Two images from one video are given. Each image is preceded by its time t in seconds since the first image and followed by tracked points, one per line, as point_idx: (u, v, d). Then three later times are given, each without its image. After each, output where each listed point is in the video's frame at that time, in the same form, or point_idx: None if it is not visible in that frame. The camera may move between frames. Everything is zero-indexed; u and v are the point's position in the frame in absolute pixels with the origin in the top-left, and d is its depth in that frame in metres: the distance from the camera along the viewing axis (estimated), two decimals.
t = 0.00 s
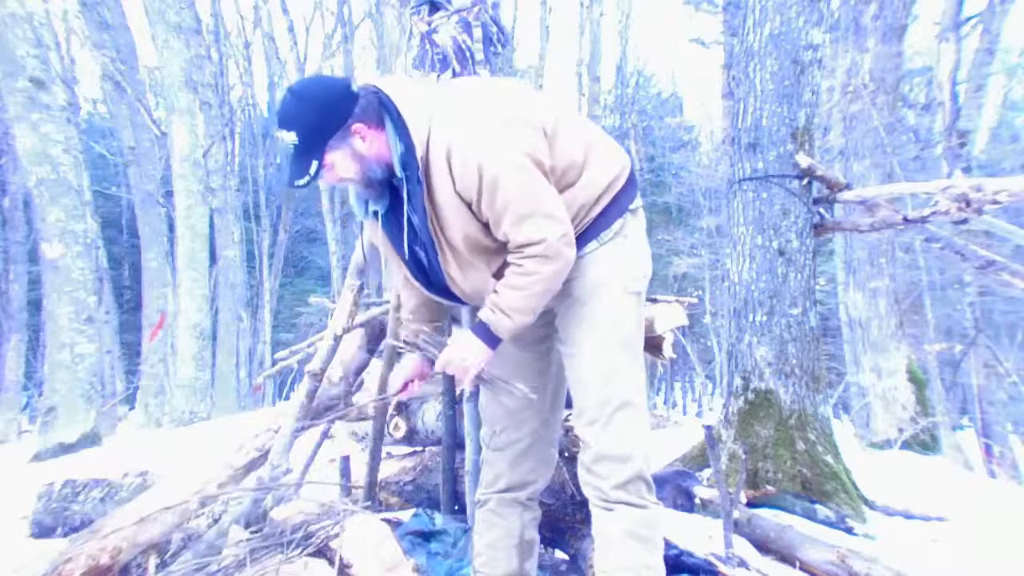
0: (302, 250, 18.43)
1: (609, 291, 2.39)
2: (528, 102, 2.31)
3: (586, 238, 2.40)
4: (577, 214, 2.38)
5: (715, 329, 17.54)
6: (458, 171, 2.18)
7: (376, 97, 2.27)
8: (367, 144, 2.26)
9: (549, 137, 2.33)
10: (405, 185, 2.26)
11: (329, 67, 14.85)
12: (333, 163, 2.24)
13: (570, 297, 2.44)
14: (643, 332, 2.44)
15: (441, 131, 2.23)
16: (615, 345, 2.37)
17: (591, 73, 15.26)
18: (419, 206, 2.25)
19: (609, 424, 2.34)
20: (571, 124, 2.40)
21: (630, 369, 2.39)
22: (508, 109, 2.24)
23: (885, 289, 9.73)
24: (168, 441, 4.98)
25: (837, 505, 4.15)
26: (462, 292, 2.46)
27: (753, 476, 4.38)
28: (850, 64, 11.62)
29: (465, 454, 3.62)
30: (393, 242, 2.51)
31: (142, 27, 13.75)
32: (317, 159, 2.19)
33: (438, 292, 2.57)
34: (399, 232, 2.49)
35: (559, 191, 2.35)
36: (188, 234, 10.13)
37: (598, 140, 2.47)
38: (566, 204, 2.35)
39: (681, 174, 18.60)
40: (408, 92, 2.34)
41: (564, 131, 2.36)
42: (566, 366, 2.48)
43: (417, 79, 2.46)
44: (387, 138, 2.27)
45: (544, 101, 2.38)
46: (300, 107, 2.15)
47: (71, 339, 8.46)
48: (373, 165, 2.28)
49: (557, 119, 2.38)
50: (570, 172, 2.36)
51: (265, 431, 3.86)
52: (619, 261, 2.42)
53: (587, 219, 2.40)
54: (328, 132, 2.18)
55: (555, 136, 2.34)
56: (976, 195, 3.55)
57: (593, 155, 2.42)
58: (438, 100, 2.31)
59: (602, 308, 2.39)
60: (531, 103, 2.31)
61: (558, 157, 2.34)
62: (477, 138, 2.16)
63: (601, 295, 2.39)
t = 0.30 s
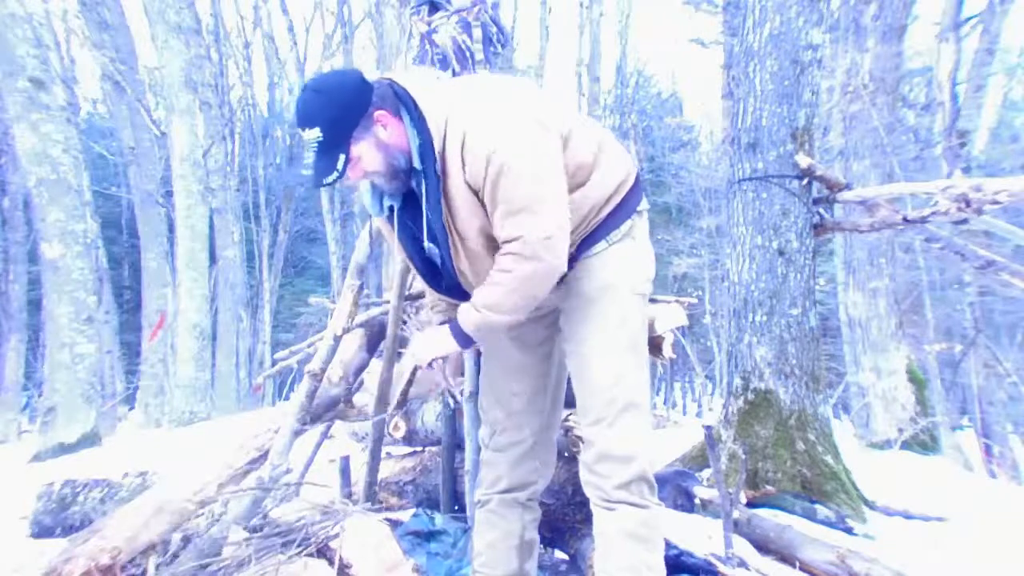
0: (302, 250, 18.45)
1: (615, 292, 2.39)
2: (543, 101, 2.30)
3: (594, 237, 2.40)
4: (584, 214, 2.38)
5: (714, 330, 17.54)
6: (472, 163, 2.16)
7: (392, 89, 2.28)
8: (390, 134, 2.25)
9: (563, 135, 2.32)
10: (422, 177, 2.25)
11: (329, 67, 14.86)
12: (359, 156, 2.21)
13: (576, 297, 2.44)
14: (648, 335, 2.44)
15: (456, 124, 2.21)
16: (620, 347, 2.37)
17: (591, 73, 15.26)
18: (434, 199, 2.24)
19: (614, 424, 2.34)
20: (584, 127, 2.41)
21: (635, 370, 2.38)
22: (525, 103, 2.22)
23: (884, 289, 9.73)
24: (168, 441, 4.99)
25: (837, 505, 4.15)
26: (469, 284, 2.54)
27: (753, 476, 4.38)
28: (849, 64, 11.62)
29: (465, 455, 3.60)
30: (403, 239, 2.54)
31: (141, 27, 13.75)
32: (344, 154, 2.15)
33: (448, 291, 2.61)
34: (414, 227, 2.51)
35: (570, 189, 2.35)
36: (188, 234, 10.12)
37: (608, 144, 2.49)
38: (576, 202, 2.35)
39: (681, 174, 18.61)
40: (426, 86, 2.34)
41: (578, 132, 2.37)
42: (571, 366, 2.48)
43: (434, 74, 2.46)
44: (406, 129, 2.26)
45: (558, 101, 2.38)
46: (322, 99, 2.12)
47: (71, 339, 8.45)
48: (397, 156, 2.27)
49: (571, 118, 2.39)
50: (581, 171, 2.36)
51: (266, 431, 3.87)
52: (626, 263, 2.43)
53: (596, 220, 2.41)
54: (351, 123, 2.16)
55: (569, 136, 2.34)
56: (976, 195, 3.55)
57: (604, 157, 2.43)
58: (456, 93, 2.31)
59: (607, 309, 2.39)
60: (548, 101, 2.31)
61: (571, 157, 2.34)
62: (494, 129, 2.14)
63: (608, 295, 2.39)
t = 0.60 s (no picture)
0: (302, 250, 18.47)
1: (619, 292, 2.39)
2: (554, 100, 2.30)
3: (601, 237, 2.41)
4: (588, 215, 2.38)
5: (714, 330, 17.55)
6: (479, 162, 2.16)
7: (408, 84, 2.28)
8: (405, 130, 2.24)
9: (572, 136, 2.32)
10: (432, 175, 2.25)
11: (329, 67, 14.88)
12: (372, 153, 2.22)
13: (580, 297, 2.44)
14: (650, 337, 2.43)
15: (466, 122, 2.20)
16: (624, 348, 2.37)
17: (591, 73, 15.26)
18: (440, 196, 2.23)
19: (619, 424, 2.34)
20: (592, 127, 2.41)
21: (639, 371, 2.38)
22: (533, 103, 2.22)
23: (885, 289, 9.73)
24: (169, 441, 5.00)
25: (837, 505, 4.16)
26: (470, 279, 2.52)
27: (753, 476, 4.38)
28: (849, 64, 11.62)
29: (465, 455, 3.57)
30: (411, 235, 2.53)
31: (141, 27, 13.75)
32: (358, 151, 2.16)
33: (452, 290, 2.57)
34: (422, 224, 2.49)
35: (575, 188, 2.35)
36: (188, 234, 10.10)
37: (616, 144, 2.48)
38: (581, 202, 2.35)
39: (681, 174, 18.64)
40: (439, 80, 2.33)
41: (585, 133, 2.37)
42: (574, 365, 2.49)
43: (447, 68, 2.45)
44: (418, 125, 2.26)
45: (568, 99, 2.37)
46: (339, 95, 2.12)
47: (71, 339, 8.45)
48: (410, 152, 2.27)
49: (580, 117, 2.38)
50: (587, 170, 2.36)
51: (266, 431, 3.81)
52: (631, 263, 2.42)
53: (601, 220, 2.41)
54: (367, 120, 2.15)
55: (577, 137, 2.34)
56: (975, 195, 3.55)
57: (611, 157, 2.43)
58: (469, 90, 2.29)
59: (612, 310, 2.39)
60: (557, 101, 2.31)
61: (579, 157, 2.34)
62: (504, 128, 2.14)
63: (613, 296, 2.39)
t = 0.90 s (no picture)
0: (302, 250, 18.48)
1: (620, 292, 2.39)
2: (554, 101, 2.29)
3: (603, 236, 2.41)
4: (590, 216, 2.38)
5: (714, 330, 17.56)
6: (480, 164, 2.16)
7: (407, 86, 2.28)
8: (402, 132, 2.24)
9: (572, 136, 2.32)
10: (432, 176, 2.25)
11: (328, 67, 14.90)
12: (368, 155, 2.21)
13: (582, 296, 2.44)
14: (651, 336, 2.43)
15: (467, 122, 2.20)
16: (626, 349, 2.37)
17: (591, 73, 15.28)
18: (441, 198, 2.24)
19: (619, 424, 2.34)
20: (593, 126, 2.40)
21: (640, 371, 2.38)
22: (534, 103, 2.23)
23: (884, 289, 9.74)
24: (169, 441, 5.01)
25: (837, 505, 4.16)
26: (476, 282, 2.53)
27: (753, 476, 4.37)
28: (849, 64, 11.63)
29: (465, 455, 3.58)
30: (409, 234, 2.53)
31: (141, 27, 13.76)
32: (353, 151, 2.16)
33: (452, 291, 2.59)
34: (421, 224, 2.50)
35: (576, 188, 2.35)
36: (187, 233, 10.08)
37: (618, 143, 2.48)
38: (582, 202, 2.35)
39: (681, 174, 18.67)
40: (438, 79, 2.33)
41: (586, 132, 2.37)
42: (574, 364, 2.49)
43: (446, 67, 2.45)
44: (417, 126, 2.26)
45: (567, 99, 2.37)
46: (336, 96, 2.12)
47: (71, 339, 8.44)
48: (408, 153, 2.27)
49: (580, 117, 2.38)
50: (588, 170, 2.36)
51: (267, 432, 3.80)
52: (631, 262, 2.43)
53: (602, 219, 2.41)
54: (364, 121, 2.15)
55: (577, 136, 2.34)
56: (975, 195, 3.55)
57: (612, 156, 2.43)
58: (470, 90, 2.29)
59: (614, 309, 2.39)
60: (557, 101, 2.31)
61: (579, 157, 2.34)
62: (506, 129, 2.14)
63: (614, 296, 2.39)
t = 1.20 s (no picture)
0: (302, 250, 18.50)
1: (620, 292, 2.39)
2: (553, 101, 2.29)
3: (602, 236, 2.41)
4: (590, 215, 2.38)
5: (714, 330, 17.56)
6: (481, 166, 2.15)
7: (401, 89, 2.27)
8: (396, 136, 2.23)
9: (571, 137, 2.32)
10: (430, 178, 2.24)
11: (328, 67, 14.92)
12: (360, 157, 2.20)
13: (582, 296, 2.44)
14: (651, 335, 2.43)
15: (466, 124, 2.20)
16: (627, 349, 2.38)
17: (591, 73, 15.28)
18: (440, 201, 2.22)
19: (619, 424, 2.34)
20: (591, 126, 2.40)
21: (640, 371, 2.39)
22: (532, 105, 2.23)
23: (884, 289, 9.74)
24: (169, 441, 5.01)
25: (837, 505, 4.16)
26: (478, 286, 2.50)
27: (753, 476, 4.37)
28: (849, 64, 11.63)
29: (465, 456, 3.59)
30: (408, 235, 2.52)
31: (141, 27, 13.76)
32: (346, 154, 2.16)
33: (459, 285, 2.59)
34: (419, 224, 2.49)
35: (576, 189, 2.36)
36: (187, 233, 10.06)
37: (617, 142, 2.48)
38: (583, 202, 2.36)
39: (681, 174, 18.68)
40: (434, 82, 2.32)
41: (584, 132, 2.37)
42: (574, 365, 2.49)
43: (440, 68, 2.44)
44: (412, 128, 2.25)
45: (565, 99, 2.37)
46: (329, 101, 2.12)
47: (71, 339, 8.45)
48: (402, 156, 2.26)
49: (578, 116, 2.37)
50: (587, 171, 2.37)
51: (268, 433, 3.80)
52: (632, 261, 2.43)
53: (602, 218, 2.41)
54: (356, 122, 2.15)
55: (575, 136, 2.35)
56: (975, 195, 3.55)
57: (611, 156, 2.43)
58: (467, 93, 2.29)
59: (615, 309, 2.39)
60: (554, 101, 2.31)
61: (578, 156, 2.35)
62: (507, 132, 2.14)
63: (615, 295, 2.38)
